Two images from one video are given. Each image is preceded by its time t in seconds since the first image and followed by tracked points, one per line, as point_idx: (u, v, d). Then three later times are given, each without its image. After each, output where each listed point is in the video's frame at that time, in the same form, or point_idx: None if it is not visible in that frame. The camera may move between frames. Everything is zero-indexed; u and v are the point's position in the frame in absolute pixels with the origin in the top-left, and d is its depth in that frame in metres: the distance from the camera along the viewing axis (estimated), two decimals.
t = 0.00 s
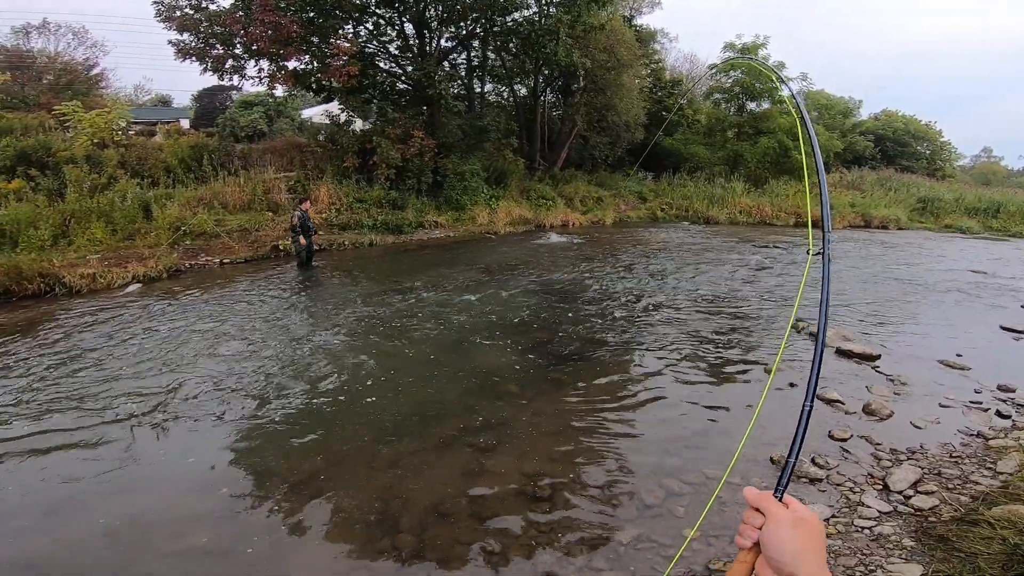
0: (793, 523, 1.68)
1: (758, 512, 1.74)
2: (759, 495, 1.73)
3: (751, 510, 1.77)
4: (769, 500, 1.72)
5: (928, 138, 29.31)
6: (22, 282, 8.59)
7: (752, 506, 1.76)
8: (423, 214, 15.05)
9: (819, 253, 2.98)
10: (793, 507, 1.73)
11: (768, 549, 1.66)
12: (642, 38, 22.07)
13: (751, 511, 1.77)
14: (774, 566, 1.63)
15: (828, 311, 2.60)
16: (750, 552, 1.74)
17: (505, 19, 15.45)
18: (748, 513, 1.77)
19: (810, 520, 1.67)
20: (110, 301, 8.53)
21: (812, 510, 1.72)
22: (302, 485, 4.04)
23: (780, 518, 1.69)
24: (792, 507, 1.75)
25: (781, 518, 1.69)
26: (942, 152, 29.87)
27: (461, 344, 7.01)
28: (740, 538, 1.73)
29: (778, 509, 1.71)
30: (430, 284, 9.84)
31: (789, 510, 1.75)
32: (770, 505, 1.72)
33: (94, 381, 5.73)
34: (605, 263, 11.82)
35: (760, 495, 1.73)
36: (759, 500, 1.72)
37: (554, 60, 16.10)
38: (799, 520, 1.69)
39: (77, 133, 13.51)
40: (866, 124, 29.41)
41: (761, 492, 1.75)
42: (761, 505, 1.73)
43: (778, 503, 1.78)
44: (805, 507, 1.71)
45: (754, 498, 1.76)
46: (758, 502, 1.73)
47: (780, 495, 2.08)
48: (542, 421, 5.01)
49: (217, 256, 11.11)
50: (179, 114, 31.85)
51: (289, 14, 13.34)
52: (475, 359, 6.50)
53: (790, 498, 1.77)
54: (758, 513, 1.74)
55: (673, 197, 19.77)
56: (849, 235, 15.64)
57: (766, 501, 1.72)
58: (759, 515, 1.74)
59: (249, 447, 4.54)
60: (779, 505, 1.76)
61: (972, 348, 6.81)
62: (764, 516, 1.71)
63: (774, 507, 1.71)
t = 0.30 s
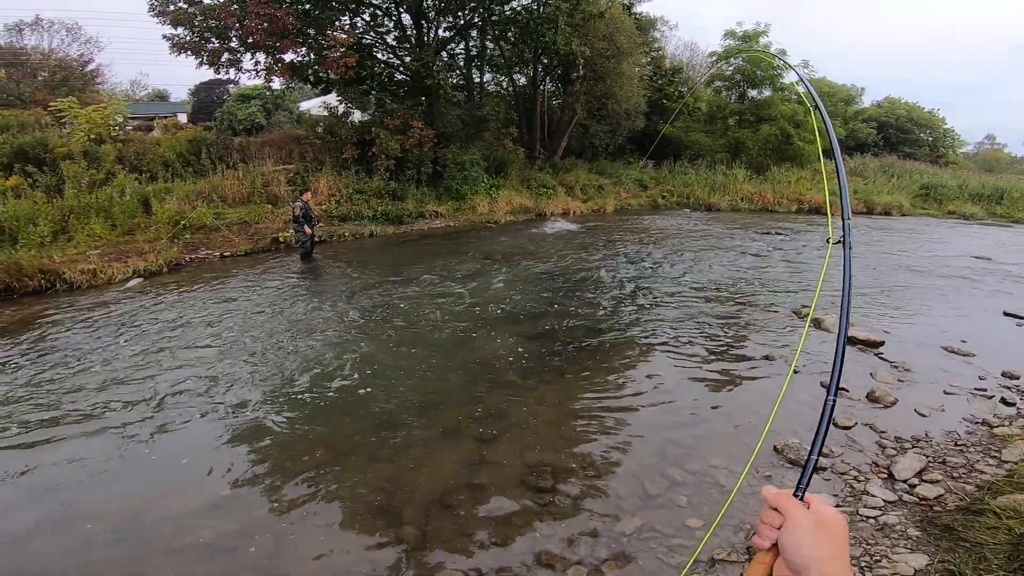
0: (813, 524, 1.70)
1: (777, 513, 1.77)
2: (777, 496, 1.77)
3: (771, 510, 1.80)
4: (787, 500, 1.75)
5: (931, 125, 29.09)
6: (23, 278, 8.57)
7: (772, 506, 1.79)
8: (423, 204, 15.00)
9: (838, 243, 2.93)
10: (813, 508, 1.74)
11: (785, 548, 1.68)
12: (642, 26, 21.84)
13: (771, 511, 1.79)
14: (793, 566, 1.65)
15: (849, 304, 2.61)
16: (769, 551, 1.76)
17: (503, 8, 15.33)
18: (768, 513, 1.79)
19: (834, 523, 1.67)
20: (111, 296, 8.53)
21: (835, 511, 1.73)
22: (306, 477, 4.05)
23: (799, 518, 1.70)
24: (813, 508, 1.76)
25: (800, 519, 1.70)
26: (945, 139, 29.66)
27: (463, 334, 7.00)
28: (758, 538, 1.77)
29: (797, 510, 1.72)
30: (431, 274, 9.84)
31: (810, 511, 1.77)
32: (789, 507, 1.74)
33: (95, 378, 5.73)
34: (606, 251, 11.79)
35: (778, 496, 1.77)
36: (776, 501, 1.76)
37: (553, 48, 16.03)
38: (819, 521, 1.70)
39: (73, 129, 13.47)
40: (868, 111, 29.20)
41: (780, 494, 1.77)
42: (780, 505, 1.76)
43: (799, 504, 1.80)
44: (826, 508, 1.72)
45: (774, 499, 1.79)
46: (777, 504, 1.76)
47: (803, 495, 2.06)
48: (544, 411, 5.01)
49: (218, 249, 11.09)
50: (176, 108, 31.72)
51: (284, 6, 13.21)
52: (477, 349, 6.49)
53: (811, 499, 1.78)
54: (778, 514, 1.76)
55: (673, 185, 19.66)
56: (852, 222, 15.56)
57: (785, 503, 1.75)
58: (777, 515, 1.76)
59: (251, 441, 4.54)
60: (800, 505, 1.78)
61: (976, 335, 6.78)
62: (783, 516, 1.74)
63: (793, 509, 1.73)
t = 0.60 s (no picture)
0: (810, 530, 1.63)
1: (772, 517, 1.71)
2: (772, 501, 1.70)
3: (767, 513, 1.74)
4: (783, 506, 1.69)
5: (915, 117, 29.42)
6: (6, 282, 8.43)
7: (767, 510, 1.73)
8: (413, 201, 14.93)
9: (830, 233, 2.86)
10: (810, 512, 1.68)
11: (780, 555, 1.64)
12: (629, 20, 21.84)
13: (766, 515, 1.74)
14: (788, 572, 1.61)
15: (842, 298, 2.51)
16: (766, 556, 1.72)
17: (490, 3, 15.27)
18: (764, 517, 1.73)
19: (831, 527, 1.62)
20: (97, 299, 8.42)
21: (834, 515, 1.66)
22: (300, 478, 4.02)
23: (795, 525, 1.64)
24: (811, 510, 1.70)
25: (797, 524, 1.64)
26: (929, 130, 29.99)
27: (455, 331, 6.97)
28: (754, 543, 1.72)
29: (793, 515, 1.66)
30: (422, 271, 9.81)
31: (807, 514, 1.70)
32: (785, 511, 1.68)
33: (83, 381, 5.65)
34: (597, 245, 11.82)
35: (773, 501, 1.70)
36: (771, 506, 1.70)
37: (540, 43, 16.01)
38: (817, 526, 1.64)
39: (54, 130, 13.27)
40: (853, 103, 29.47)
41: (776, 497, 1.71)
42: (775, 510, 1.70)
43: (796, 507, 1.74)
44: (825, 512, 1.65)
45: (769, 503, 1.73)
46: (772, 508, 1.70)
47: (799, 492, 1.99)
48: (538, 407, 5.01)
49: (205, 249, 10.97)
50: (159, 108, 31.31)
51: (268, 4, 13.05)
52: (470, 345, 6.48)
53: (809, 502, 1.71)
54: (773, 518, 1.71)
55: (662, 178, 19.71)
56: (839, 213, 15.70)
57: (781, 507, 1.69)
58: (773, 520, 1.71)
59: (242, 442, 4.49)
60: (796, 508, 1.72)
61: (963, 324, 6.87)
62: (778, 522, 1.68)
63: (789, 513, 1.67)
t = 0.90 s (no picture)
0: (794, 523, 1.63)
1: (757, 510, 1.70)
2: (756, 495, 1.69)
3: (751, 507, 1.73)
4: (768, 499, 1.68)
5: (895, 114, 29.88)
6: None
7: (752, 504, 1.72)
8: (400, 201, 14.86)
9: (810, 225, 2.90)
10: (794, 505, 1.68)
11: (766, 549, 1.63)
12: (615, 18, 21.91)
13: (751, 508, 1.73)
14: (772, 565, 1.60)
15: (822, 288, 2.55)
16: (752, 550, 1.71)
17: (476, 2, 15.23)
18: (749, 510, 1.73)
19: (816, 522, 1.60)
20: (78, 303, 8.27)
21: (817, 508, 1.66)
22: (290, 479, 4.00)
23: (780, 519, 1.63)
24: (794, 504, 1.70)
25: (781, 518, 1.64)
26: (909, 128, 30.45)
27: (444, 330, 6.95)
28: (740, 538, 1.72)
29: (778, 509, 1.66)
30: (411, 271, 9.79)
31: (791, 507, 1.70)
32: (769, 505, 1.67)
33: (67, 386, 5.55)
34: (584, 242, 11.88)
35: (758, 494, 1.69)
36: (756, 499, 1.69)
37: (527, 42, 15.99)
38: (801, 520, 1.64)
39: (31, 131, 13.01)
40: (835, 101, 29.88)
41: (760, 491, 1.70)
42: (760, 503, 1.69)
43: (780, 500, 1.73)
44: (809, 505, 1.65)
45: (754, 496, 1.72)
46: (756, 501, 1.69)
47: (781, 487, 1.98)
48: (529, 405, 5.02)
49: (189, 252, 10.82)
50: (139, 109, 30.83)
51: (251, 3, 12.89)
52: (459, 345, 6.47)
53: (793, 495, 1.71)
54: (759, 512, 1.70)
55: (649, 176, 19.84)
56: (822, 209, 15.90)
57: (765, 500, 1.68)
58: (757, 513, 1.70)
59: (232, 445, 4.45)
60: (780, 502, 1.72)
61: (945, 317, 7.00)
62: (763, 515, 1.67)
63: (773, 506, 1.67)
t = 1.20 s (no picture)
0: (780, 518, 1.62)
1: (744, 505, 1.69)
2: (742, 489, 1.68)
3: (738, 501, 1.72)
4: (754, 494, 1.67)
5: (880, 112, 30.22)
6: None
7: (738, 498, 1.71)
8: (391, 202, 14.82)
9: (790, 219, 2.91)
10: (780, 499, 1.67)
11: (753, 543, 1.62)
12: (604, 18, 21.98)
13: (738, 503, 1.72)
14: (761, 559, 1.60)
15: (803, 280, 2.57)
16: (739, 544, 1.71)
17: (466, 2, 15.23)
18: (735, 505, 1.72)
19: (804, 514, 1.61)
20: (65, 308, 8.17)
21: (802, 501, 1.65)
22: (286, 482, 3.97)
23: (766, 514, 1.63)
24: (781, 497, 1.69)
25: (768, 513, 1.63)
26: (894, 125, 30.80)
27: (436, 331, 6.94)
28: (728, 533, 1.71)
29: (763, 503, 1.65)
30: (403, 272, 9.77)
31: (778, 502, 1.69)
32: (756, 499, 1.66)
33: (57, 392, 5.48)
34: (576, 241, 11.92)
35: (743, 489, 1.68)
36: (741, 494, 1.68)
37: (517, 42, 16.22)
38: (788, 513, 1.63)
39: (15, 135, 12.55)
40: (822, 100, 30.20)
41: (746, 485, 1.69)
42: (746, 498, 1.68)
43: (766, 494, 1.73)
44: (794, 499, 1.64)
45: (739, 491, 1.71)
46: (742, 496, 1.68)
47: (769, 479, 1.98)
48: (524, 404, 5.02)
49: (178, 255, 10.72)
50: (125, 112, 30.47)
51: (238, 5, 12.80)
52: (453, 345, 6.47)
53: (779, 488, 1.70)
54: (745, 506, 1.69)
55: (639, 175, 19.93)
56: (811, 206, 16.05)
57: (751, 494, 1.67)
58: (744, 508, 1.69)
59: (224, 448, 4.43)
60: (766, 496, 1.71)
61: (932, 312, 7.09)
62: (748, 510, 1.67)
63: (760, 500, 1.66)
